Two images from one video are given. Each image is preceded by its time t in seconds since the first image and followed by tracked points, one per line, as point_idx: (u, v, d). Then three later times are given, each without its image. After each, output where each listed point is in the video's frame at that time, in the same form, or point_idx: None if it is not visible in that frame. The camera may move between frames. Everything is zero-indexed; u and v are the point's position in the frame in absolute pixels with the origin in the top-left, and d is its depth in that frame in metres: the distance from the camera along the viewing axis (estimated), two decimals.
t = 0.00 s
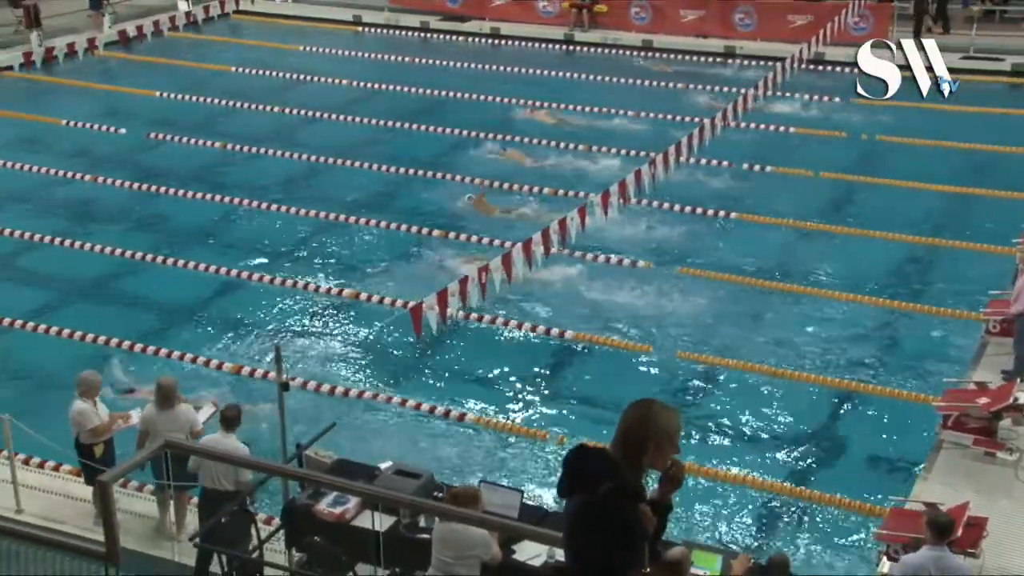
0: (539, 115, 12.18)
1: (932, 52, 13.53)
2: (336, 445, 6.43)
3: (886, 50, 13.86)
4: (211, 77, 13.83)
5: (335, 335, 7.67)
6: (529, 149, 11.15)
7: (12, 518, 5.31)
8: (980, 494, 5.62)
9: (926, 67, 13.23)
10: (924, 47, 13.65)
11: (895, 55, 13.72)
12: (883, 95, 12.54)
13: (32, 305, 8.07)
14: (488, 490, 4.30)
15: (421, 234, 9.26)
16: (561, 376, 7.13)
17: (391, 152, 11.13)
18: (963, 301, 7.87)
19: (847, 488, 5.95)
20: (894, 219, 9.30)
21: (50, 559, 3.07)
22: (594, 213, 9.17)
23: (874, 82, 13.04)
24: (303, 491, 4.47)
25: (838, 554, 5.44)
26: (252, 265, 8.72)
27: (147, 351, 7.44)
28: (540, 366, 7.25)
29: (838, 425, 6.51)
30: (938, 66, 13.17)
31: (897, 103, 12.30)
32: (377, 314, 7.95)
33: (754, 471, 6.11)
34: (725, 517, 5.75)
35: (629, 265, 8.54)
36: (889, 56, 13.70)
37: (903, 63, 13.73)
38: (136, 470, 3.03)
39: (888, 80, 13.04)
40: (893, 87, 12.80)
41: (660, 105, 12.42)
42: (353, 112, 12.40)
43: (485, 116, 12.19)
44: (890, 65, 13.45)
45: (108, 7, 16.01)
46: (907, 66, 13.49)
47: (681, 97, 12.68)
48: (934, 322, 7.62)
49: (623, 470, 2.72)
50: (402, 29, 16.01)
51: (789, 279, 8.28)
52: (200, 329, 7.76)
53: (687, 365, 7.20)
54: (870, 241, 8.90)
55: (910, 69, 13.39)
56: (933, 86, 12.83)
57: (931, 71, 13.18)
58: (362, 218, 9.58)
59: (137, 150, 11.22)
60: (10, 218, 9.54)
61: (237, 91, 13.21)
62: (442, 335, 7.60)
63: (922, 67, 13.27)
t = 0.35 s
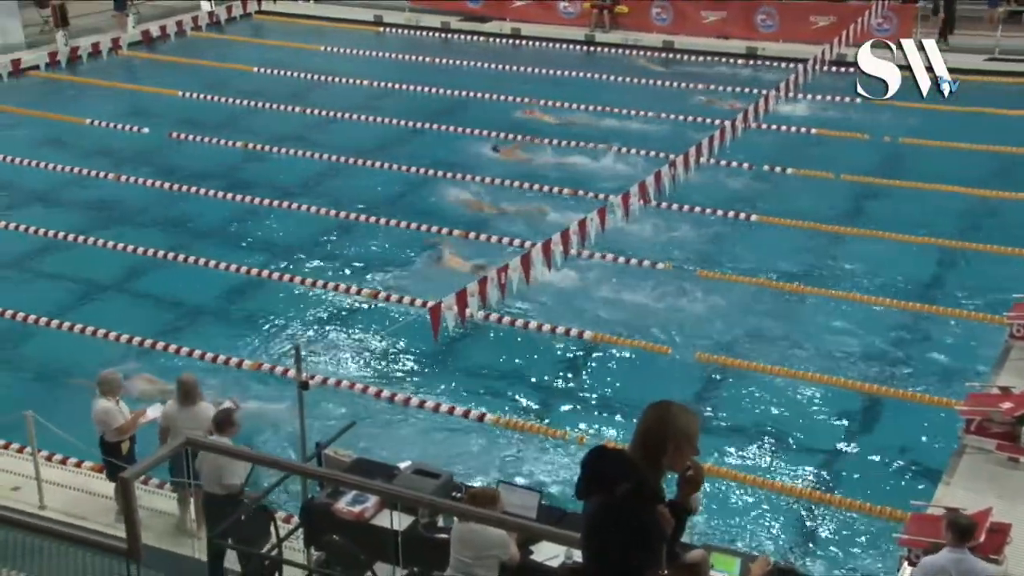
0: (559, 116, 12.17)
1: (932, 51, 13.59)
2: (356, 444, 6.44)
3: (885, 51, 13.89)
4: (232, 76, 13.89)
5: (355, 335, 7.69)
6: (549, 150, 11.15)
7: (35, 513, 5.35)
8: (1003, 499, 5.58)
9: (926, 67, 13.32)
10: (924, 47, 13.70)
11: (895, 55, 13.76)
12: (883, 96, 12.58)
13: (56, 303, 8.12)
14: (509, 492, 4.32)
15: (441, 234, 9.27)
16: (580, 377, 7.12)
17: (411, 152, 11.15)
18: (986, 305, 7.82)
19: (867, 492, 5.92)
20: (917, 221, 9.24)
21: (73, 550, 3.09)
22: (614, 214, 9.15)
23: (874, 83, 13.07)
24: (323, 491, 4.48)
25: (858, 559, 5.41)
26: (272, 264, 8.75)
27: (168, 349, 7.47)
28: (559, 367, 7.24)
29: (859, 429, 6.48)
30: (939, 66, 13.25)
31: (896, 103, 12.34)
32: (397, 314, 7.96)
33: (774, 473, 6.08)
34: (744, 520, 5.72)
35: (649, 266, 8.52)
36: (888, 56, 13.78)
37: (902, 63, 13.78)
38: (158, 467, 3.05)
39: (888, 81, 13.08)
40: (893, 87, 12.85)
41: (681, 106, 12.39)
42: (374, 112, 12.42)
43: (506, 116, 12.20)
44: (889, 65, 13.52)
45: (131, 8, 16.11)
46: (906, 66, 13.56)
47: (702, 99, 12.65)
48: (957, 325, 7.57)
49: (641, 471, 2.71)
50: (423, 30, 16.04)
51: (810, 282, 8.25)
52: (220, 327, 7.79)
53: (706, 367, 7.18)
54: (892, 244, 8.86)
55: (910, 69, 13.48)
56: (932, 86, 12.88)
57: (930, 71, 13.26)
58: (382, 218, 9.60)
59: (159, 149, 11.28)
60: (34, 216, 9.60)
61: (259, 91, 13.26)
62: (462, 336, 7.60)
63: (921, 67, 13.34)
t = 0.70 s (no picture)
0: (589, 117, 12.16)
1: (932, 51, 13.66)
2: (383, 443, 6.46)
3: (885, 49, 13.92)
4: (263, 75, 13.99)
5: (383, 334, 7.71)
6: (578, 151, 11.14)
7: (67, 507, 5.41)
8: None
9: (926, 66, 13.44)
10: (924, 45, 13.77)
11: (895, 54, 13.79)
12: (883, 95, 12.56)
13: (89, 299, 8.20)
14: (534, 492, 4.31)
15: (470, 234, 9.29)
16: (608, 379, 7.10)
17: (441, 152, 11.18)
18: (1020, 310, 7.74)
19: (897, 497, 5.87)
20: (950, 225, 9.16)
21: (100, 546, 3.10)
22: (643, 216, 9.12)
23: (874, 82, 13.07)
24: (350, 488, 4.48)
25: (887, 566, 5.35)
26: (301, 263, 8.79)
27: (199, 346, 7.52)
28: (587, 368, 7.23)
29: (889, 434, 6.43)
30: (938, 65, 13.40)
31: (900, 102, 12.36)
32: (425, 314, 7.98)
33: (803, 477, 6.05)
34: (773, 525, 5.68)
35: (678, 268, 8.50)
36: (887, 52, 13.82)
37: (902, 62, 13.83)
38: (189, 463, 3.09)
39: (890, 80, 13.07)
40: (892, 84, 12.88)
41: (711, 108, 12.35)
42: (404, 112, 12.47)
43: (535, 116, 12.20)
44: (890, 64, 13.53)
45: (166, 8, 16.26)
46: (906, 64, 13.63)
47: (733, 100, 12.60)
48: (990, 331, 7.50)
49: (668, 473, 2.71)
50: (453, 30, 16.08)
51: (840, 285, 8.20)
52: (250, 325, 7.84)
53: (734, 370, 7.15)
54: (925, 247, 8.79)
55: (910, 68, 13.57)
56: (933, 86, 12.99)
57: (929, 72, 13.38)
58: (411, 217, 9.63)
59: (192, 148, 11.37)
60: (69, 213, 9.71)
61: (290, 90, 13.34)
62: (490, 337, 7.61)
63: (920, 67, 13.42)
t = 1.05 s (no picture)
0: (621, 118, 12.13)
1: (932, 51, 13.47)
2: (412, 442, 6.48)
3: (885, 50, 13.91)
4: (296, 75, 14.07)
5: (413, 334, 7.74)
6: (609, 152, 11.12)
7: (99, 502, 5.46)
8: None
9: (926, 67, 13.33)
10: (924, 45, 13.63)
11: (895, 54, 13.74)
12: (883, 96, 12.57)
13: (122, 296, 8.28)
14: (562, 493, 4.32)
15: (500, 234, 9.30)
16: (637, 381, 7.09)
17: (472, 152, 11.19)
18: None
19: (929, 504, 5.82)
20: (985, 229, 9.07)
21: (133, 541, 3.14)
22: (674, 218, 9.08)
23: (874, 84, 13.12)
24: (378, 488, 4.50)
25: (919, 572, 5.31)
26: (332, 262, 8.84)
27: (231, 343, 7.58)
28: (616, 369, 7.22)
29: (922, 439, 6.37)
30: (938, 65, 13.27)
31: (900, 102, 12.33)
32: (455, 314, 8.00)
33: (833, 483, 6.00)
34: (803, 530, 5.64)
35: (708, 270, 8.46)
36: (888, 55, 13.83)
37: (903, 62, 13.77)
38: (219, 461, 3.10)
39: (889, 80, 13.08)
40: (892, 86, 12.88)
41: (743, 109, 12.29)
42: (435, 112, 12.50)
43: (567, 117, 12.19)
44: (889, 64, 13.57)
45: (200, 8, 16.39)
46: (906, 65, 13.56)
47: (765, 101, 12.53)
48: None
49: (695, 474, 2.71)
50: (485, 31, 16.10)
51: (873, 288, 8.13)
52: (281, 323, 7.89)
53: (765, 372, 7.11)
54: (960, 251, 8.71)
55: (910, 68, 13.49)
56: (933, 86, 12.90)
57: (930, 71, 13.31)
58: (442, 217, 9.65)
59: (225, 147, 11.46)
60: (104, 211, 9.81)
61: (322, 91, 13.40)
62: (518, 337, 7.61)
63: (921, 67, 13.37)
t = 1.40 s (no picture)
0: (649, 119, 12.11)
1: (932, 51, 13.44)
2: (437, 440, 6.50)
3: (885, 50, 13.92)
4: (324, 75, 14.14)
5: (439, 333, 7.75)
6: (636, 153, 11.10)
7: (128, 498, 5.52)
8: None
9: (926, 66, 13.29)
10: (924, 44, 13.67)
11: (896, 54, 13.78)
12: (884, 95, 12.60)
13: (151, 294, 8.36)
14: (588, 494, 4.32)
15: (527, 235, 9.30)
16: (663, 383, 7.07)
17: (500, 153, 11.21)
18: None
19: (957, 508, 5.77)
20: (1017, 233, 8.97)
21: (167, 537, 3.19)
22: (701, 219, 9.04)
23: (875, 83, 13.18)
24: (404, 487, 4.51)
25: None
26: (359, 262, 8.88)
27: (258, 342, 7.64)
28: (642, 371, 7.21)
29: (950, 444, 6.32)
30: (939, 65, 13.22)
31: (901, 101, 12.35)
32: (481, 314, 8.01)
33: (859, 486, 5.96)
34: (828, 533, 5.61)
35: (735, 271, 8.43)
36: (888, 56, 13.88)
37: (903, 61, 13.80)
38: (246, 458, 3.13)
39: (889, 80, 13.11)
40: (892, 85, 12.90)
41: (772, 111, 12.23)
42: (463, 112, 12.52)
43: (594, 118, 12.17)
44: (890, 65, 13.56)
45: (231, 8, 16.50)
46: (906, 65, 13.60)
47: (794, 103, 12.47)
48: None
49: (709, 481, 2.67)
50: (513, 32, 16.11)
51: (902, 291, 8.07)
52: (308, 322, 7.93)
53: (791, 375, 7.08)
54: (991, 254, 8.64)
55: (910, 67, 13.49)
56: (933, 86, 12.89)
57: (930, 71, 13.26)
58: (468, 217, 9.67)
59: (254, 146, 11.53)
60: (134, 209, 9.90)
61: (351, 91, 13.46)
62: (544, 338, 7.60)
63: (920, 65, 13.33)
